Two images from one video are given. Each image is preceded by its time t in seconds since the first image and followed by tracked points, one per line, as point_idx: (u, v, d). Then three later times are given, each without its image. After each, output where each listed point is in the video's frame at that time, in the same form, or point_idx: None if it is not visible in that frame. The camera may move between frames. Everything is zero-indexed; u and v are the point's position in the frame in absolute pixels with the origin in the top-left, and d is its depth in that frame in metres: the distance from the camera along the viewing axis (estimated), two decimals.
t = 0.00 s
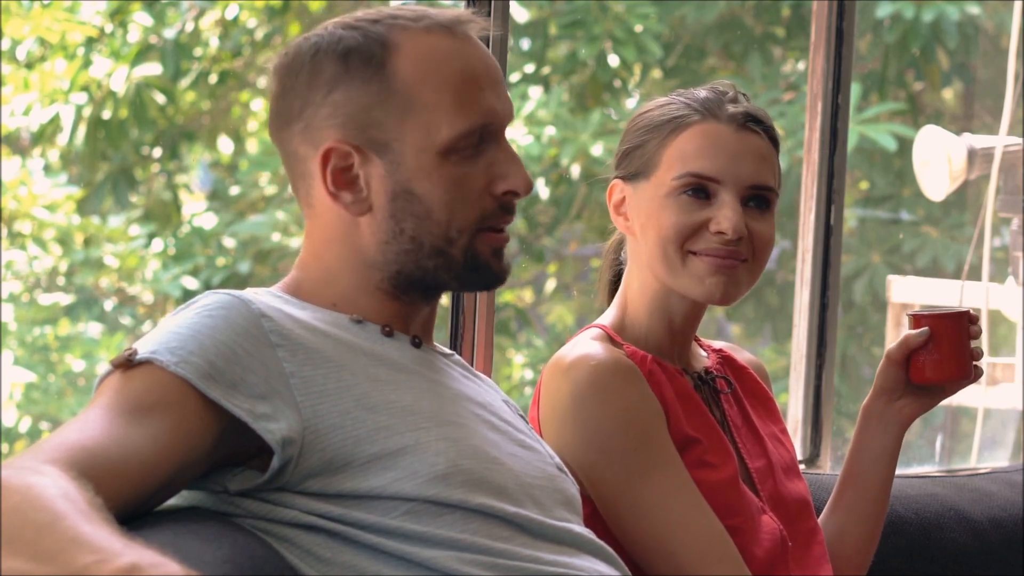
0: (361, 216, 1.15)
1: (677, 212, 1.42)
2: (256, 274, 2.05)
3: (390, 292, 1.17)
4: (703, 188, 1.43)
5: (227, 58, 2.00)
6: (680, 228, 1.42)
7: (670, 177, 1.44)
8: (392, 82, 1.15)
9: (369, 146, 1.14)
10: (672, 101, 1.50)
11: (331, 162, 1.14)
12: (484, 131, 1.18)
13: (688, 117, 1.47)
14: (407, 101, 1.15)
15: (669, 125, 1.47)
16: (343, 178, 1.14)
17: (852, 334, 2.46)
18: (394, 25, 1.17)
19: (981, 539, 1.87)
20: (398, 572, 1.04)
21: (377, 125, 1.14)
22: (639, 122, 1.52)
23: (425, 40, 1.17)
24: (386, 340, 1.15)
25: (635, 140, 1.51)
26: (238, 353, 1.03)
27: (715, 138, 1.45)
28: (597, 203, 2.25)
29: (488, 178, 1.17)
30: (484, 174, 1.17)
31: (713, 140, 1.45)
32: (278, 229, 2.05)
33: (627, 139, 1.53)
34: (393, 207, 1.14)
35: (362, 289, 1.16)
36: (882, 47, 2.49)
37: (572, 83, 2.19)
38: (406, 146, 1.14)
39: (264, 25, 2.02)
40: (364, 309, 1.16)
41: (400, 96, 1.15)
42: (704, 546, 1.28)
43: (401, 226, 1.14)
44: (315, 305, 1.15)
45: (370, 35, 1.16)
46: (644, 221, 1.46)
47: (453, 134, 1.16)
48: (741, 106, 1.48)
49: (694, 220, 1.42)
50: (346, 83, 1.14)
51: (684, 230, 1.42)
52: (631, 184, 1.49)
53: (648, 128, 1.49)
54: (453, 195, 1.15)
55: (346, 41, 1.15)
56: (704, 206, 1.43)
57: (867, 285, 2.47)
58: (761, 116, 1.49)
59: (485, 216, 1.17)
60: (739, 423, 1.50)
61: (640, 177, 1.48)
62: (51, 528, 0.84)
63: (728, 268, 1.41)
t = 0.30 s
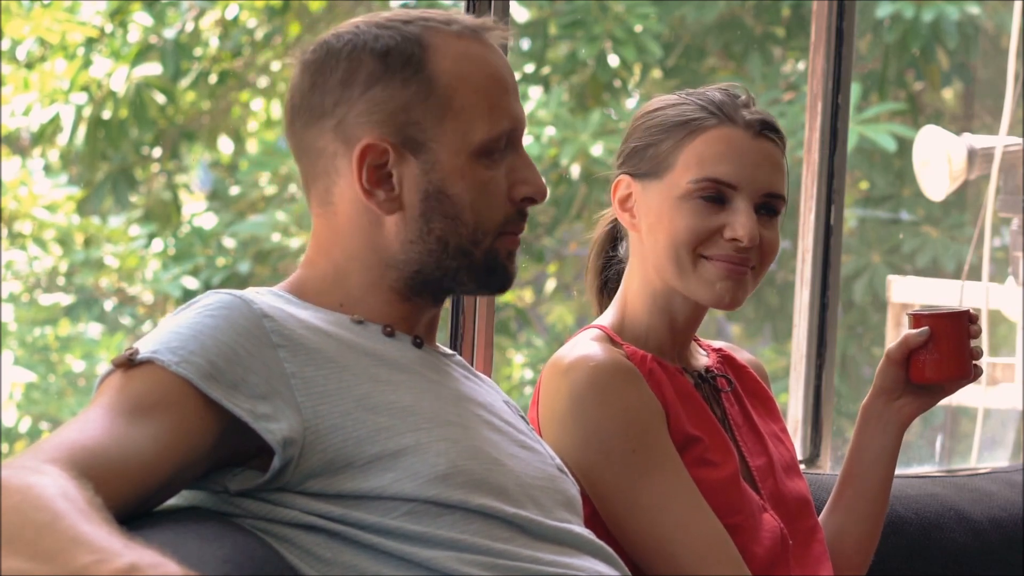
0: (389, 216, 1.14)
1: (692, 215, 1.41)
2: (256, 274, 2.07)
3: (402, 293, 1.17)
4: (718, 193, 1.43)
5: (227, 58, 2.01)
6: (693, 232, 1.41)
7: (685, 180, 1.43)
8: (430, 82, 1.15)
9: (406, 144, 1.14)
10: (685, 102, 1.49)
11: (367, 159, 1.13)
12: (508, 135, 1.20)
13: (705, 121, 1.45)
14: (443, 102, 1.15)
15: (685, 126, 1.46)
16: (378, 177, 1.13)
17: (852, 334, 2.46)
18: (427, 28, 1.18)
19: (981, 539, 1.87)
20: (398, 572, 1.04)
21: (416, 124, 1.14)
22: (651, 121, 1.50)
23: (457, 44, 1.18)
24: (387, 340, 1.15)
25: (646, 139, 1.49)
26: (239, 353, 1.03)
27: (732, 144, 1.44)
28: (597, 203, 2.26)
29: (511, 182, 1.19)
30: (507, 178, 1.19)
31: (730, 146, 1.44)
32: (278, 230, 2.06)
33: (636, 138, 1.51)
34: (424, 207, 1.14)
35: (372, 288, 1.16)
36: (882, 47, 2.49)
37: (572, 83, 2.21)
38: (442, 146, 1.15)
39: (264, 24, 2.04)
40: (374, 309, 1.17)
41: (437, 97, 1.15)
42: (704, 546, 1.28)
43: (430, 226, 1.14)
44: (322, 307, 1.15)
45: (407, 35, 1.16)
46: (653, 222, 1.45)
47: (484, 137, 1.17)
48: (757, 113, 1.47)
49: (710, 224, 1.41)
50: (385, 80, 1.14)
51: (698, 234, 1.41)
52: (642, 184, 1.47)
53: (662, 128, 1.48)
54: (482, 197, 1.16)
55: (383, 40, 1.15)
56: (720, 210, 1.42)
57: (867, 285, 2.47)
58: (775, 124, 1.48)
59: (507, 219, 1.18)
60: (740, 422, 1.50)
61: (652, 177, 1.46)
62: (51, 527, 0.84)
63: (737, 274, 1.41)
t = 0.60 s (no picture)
0: (402, 213, 1.14)
1: (713, 215, 1.41)
2: (255, 274, 2.09)
3: (407, 293, 1.17)
4: (738, 192, 1.43)
5: (227, 58, 2.03)
6: (716, 231, 1.40)
7: (704, 180, 1.42)
8: (444, 81, 1.15)
9: (420, 141, 1.14)
10: (695, 102, 1.49)
11: (382, 156, 1.12)
12: (517, 136, 1.21)
13: (719, 121, 1.45)
14: (456, 101, 1.16)
15: (698, 128, 1.45)
16: (392, 173, 1.13)
17: (852, 334, 2.46)
18: (441, 27, 1.18)
19: (981, 539, 1.87)
20: (398, 573, 1.04)
21: (430, 121, 1.14)
22: (659, 120, 1.50)
23: (469, 43, 1.19)
24: (388, 341, 1.15)
25: (657, 139, 1.48)
26: (240, 353, 1.03)
27: (747, 144, 1.45)
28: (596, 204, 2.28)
29: (518, 182, 1.20)
30: (516, 178, 1.19)
31: (745, 146, 1.44)
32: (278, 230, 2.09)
33: (644, 138, 1.50)
34: (435, 205, 1.14)
35: (376, 286, 1.16)
36: (882, 47, 2.49)
37: (572, 83, 2.22)
38: (455, 144, 1.15)
39: (264, 24, 2.06)
40: (379, 309, 1.17)
41: (451, 95, 1.15)
42: (705, 545, 1.28)
43: (440, 224, 1.15)
44: (326, 308, 1.14)
45: (421, 34, 1.16)
46: (670, 223, 1.43)
47: (494, 137, 1.18)
48: (767, 111, 1.49)
49: (731, 223, 1.41)
50: (400, 78, 1.14)
51: (721, 233, 1.40)
52: (654, 184, 1.46)
53: (674, 129, 1.47)
54: (492, 196, 1.16)
55: (398, 37, 1.15)
56: (737, 208, 1.42)
57: (867, 285, 2.47)
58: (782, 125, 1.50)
59: (515, 219, 1.19)
60: (742, 420, 1.50)
61: (666, 177, 1.45)
62: (51, 527, 0.84)
63: (759, 271, 1.41)
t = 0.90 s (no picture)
0: (405, 213, 1.14)
1: (716, 217, 1.41)
2: (255, 274, 2.09)
3: (408, 292, 1.17)
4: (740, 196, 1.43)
5: (227, 58, 2.04)
6: (720, 233, 1.40)
7: (709, 181, 1.42)
8: (446, 81, 1.15)
9: (423, 141, 1.14)
10: (696, 103, 1.48)
11: (386, 157, 1.12)
12: (516, 135, 1.21)
13: (722, 122, 1.45)
14: (458, 101, 1.16)
15: (700, 128, 1.45)
16: (396, 173, 1.13)
17: (852, 333, 2.46)
18: (441, 27, 1.18)
19: (981, 539, 1.87)
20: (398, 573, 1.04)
21: (433, 121, 1.14)
22: (659, 121, 1.49)
23: (469, 42, 1.19)
24: (388, 341, 1.15)
25: (659, 140, 1.48)
26: (239, 353, 1.03)
27: (750, 145, 1.45)
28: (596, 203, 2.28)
29: (519, 181, 1.20)
30: (516, 177, 1.20)
31: (749, 148, 1.45)
32: (278, 230, 2.09)
33: (645, 138, 1.50)
34: (439, 205, 1.15)
35: (377, 286, 1.16)
36: (882, 47, 2.49)
37: (572, 83, 2.22)
38: (457, 144, 1.15)
39: (264, 24, 2.07)
40: (380, 309, 1.17)
41: (453, 95, 1.15)
42: (705, 544, 1.28)
43: (443, 224, 1.15)
44: (326, 308, 1.14)
45: (422, 34, 1.16)
46: (672, 224, 1.43)
47: (496, 137, 1.18)
48: (769, 113, 1.49)
49: (734, 225, 1.41)
50: (402, 79, 1.14)
51: (724, 236, 1.40)
52: (656, 184, 1.46)
53: (676, 129, 1.47)
54: (494, 195, 1.17)
55: (399, 37, 1.15)
56: (740, 209, 1.42)
57: (867, 285, 2.47)
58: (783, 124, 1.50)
59: (515, 217, 1.19)
60: (743, 418, 1.50)
61: (669, 178, 1.45)
62: (52, 527, 0.84)
63: (759, 274, 1.41)
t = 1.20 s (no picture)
0: (409, 215, 1.14)
1: (715, 219, 1.41)
2: (256, 274, 2.14)
3: (410, 293, 1.17)
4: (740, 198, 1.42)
5: (227, 58, 2.08)
6: (719, 235, 1.40)
7: (709, 183, 1.42)
8: (453, 83, 1.15)
9: (429, 143, 1.14)
10: (698, 104, 1.48)
11: (392, 159, 1.12)
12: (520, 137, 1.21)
13: (723, 124, 1.45)
14: (464, 103, 1.16)
15: (702, 130, 1.45)
16: (402, 175, 1.13)
17: (852, 334, 2.46)
18: (447, 29, 1.18)
19: (981, 539, 1.87)
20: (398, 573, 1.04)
21: (439, 124, 1.14)
22: (660, 121, 1.49)
23: (474, 45, 1.19)
24: (390, 342, 1.15)
25: (660, 140, 1.48)
26: (240, 353, 1.03)
27: (751, 147, 1.45)
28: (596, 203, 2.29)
29: (522, 183, 1.20)
30: (520, 179, 1.20)
31: (750, 150, 1.44)
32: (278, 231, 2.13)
33: (646, 139, 1.50)
34: (443, 206, 1.15)
35: (380, 287, 1.16)
36: (882, 47, 2.49)
37: (572, 83, 2.24)
38: (462, 146, 1.15)
39: (264, 24, 2.09)
40: (381, 310, 1.17)
41: (459, 98, 1.15)
42: (705, 544, 1.28)
43: (447, 226, 1.15)
44: (327, 309, 1.14)
45: (429, 36, 1.16)
46: (671, 225, 1.43)
47: (501, 140, 1.18)
48: (770, 116, 1.49)
49: (733, 228, 1.41)
50: (409, 80, 1.14)
51: (723, 238, 1.40)
52: (656, 185, 1.46)
53: (677, 130, 1.46)
54: (499, 197, 1.17)
55: (406, 39, 1.15)
56: (740, 211, 1.42)
57: (867, 285, 2.47)
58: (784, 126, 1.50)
59: (518, 219, 1.19)
60: (743, 418, 1.50)
61: (669, 179, 1.45)
62: (52, 528, 0.84)
63: (757, 278, 1.40)
